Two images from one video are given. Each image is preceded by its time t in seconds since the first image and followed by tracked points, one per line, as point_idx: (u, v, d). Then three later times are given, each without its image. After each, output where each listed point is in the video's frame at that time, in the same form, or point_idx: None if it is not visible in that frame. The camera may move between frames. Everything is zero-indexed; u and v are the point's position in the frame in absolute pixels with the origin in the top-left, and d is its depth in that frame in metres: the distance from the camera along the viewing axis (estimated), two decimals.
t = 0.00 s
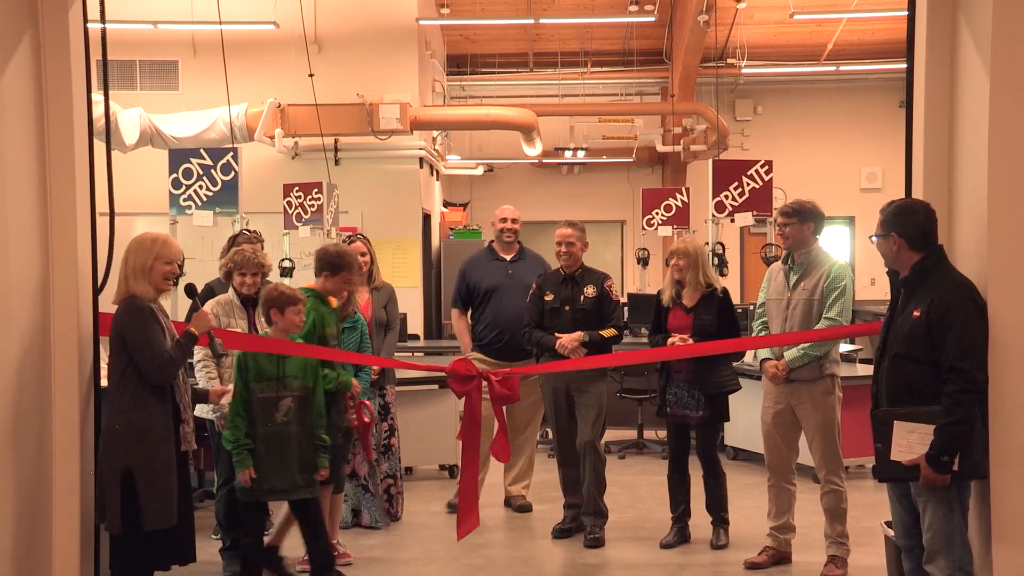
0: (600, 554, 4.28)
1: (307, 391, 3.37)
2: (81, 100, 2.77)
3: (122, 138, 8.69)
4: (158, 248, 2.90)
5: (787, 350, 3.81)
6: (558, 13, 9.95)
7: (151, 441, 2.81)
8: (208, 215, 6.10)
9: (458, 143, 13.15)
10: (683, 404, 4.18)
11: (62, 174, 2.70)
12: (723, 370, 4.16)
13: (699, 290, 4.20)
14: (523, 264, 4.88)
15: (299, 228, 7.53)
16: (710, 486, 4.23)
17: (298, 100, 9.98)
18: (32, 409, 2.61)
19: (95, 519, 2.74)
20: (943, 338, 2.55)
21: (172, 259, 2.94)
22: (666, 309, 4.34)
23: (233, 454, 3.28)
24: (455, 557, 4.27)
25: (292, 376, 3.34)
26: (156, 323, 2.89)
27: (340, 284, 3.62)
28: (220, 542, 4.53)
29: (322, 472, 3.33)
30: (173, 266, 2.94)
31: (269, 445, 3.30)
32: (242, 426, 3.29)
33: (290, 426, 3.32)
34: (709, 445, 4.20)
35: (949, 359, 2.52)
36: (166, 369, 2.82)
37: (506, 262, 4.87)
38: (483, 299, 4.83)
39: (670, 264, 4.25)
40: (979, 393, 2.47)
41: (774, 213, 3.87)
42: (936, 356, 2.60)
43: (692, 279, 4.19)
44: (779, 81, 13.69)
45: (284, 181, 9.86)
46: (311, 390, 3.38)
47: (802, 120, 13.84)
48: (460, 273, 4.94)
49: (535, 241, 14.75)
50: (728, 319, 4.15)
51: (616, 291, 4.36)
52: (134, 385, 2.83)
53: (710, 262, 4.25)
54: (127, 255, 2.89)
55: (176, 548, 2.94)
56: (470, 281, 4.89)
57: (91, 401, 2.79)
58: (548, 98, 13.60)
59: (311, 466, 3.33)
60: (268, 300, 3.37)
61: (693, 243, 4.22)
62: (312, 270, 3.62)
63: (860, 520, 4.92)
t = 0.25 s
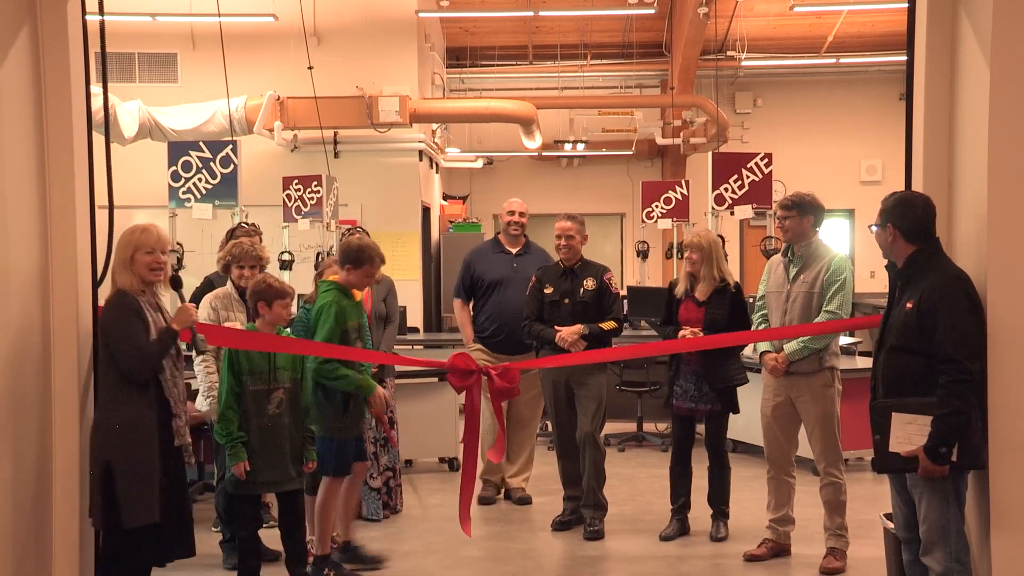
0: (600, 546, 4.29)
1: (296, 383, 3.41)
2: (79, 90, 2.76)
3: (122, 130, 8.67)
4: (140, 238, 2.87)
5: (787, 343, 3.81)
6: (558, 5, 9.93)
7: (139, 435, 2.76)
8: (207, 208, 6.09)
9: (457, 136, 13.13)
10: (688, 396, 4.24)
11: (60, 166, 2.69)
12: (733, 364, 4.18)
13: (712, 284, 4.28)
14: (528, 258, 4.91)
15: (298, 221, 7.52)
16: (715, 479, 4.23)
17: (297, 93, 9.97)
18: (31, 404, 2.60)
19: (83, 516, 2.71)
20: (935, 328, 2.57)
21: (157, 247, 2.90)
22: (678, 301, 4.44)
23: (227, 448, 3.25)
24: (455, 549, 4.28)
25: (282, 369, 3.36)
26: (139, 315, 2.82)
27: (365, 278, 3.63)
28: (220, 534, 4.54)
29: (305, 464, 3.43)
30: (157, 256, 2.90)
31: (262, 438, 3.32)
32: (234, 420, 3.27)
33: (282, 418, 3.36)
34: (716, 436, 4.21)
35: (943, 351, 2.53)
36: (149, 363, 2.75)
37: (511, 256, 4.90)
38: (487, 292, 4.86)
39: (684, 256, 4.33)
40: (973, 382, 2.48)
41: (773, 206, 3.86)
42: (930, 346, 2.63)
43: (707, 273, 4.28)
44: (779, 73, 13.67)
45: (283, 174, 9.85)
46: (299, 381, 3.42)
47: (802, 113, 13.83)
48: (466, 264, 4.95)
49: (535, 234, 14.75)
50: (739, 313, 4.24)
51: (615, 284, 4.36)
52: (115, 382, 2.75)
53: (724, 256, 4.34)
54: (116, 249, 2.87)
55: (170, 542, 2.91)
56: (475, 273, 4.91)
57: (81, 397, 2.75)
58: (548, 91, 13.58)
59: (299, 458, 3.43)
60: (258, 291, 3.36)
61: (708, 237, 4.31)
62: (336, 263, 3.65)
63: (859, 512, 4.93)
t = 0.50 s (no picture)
0: (599, 536, 4.29)
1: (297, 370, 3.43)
2: (78, 80, 2.78)
3: (122, 121, 8.55)
4: (121, 228, 2.72)
5: (786, 334, 3.81)
6: None
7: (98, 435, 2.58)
8: (207, 199, 6.08)
9: (456, 127, 13.11)
10: (693, 386, 4.24)
11: (59, 160, 2.72)
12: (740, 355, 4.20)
13: (723, 276, 4.27)
14: (527, 248, 4.88)
15: (297, 211, 7.51)
16: (716, 468, 4.26)
17: (295, 83, 9.95)
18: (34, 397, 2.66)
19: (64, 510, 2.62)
20: (931, 318, 2.56)
21: (137, 237, 2.73)
22: (687, 292, 4.44)
23: (231, 439, 3.25)
24: (455, 540, 4.28)
25: (282, 359, 3.38)
26: (107, 308, 2.64)
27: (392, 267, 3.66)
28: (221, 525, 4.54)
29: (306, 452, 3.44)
30: (137, 246, 2.73)
31: (265, 427, 3.34)
32: (237, 410, 3.28)
33: (283, 407, 3.38)
34: (720, 426, 4.22)
35: (934, 341, 2.53)
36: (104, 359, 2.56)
37: (510, 246, 4.88)
38: (485, 283, 4.87)
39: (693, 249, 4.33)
40: (964, 371, 2.47)
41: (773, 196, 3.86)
42: (925, 336, 2.62)
43: (718, 266, 4.27)
44: (779, 64, 13.65)
45: (282, 165, 9.84)
46: (298, 369, 3.45)
47: (801, 103, 13.82)
48: (465, 253, 4.97)
49: (534, 225, 14.74)
50: (746, 304, 4.27)
51: (615, 274, 4.37)
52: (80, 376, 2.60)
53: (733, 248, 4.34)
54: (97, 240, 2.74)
55: (148, 551, 2.72)
56: (473, 263, 4.91)
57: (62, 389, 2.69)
58: (548, 82, 13.56)
59: (298, 449, 3.44)
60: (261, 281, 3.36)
61: (717, 229, 4.31)
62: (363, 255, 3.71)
63: (858, 503, 4.94)
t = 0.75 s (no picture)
0: (599, 529, 4.30)
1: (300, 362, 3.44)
2: (77, 73, 2.88)
3: (121, 114, 8.58)
4: (107, 221, 2.74)
5: (787, 326, 3.81)
6: None
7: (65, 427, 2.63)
8: (207, 192, 6.08)
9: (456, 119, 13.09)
10: (696, 379, 4.24)
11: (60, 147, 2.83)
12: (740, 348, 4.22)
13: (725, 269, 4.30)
14: (521, 242, 4.86)
15: (297, 204, 7.51)
16: (716, 460, 4.27)
17: (295, 75, 9.94)
18: (35, 380, 2.78)
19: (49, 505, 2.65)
20: (931, 310, 2.57)
21: (123, 232, 2.75)
22: (687, 285, 4.44)
23: (238, 432, 3.26)
24: (455, 532, 4.29)
25: (285, 350, 3.39)
26: (84, 302, 2.68)
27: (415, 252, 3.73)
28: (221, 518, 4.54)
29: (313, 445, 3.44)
30: (122, 240, 2.75)
31: (271, 418, 3.34)
32: (243, 404, 3.28)
33: (288, 398, 3.39)
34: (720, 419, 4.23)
35: (935, 333, 2.53)
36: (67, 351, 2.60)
37: (504, 240, 4.86)
38: (479, 276, 4.85)
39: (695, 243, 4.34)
40: (964, 364, 2.48)
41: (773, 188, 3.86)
42: (925, 328, 2.62)
43: (719, 259, 4.30)
44: (779, 56, 13.62)
45: (282, 158, 9.84)
46: (301, 361, 3.46)
47: (802, 96, 13.80)
48: (458, 248, 4.95)
49: (535, 218, 14.73)
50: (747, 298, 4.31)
51: (615, 267, 4.36)
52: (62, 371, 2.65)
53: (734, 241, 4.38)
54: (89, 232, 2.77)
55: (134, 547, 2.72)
56: (467, 257, 4.91)
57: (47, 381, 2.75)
58: (548, 74, 13.54)
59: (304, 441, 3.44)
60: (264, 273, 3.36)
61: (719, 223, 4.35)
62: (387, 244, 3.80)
63: (858, 495, 4.95)
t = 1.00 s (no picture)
0: (599, 520, 4.31)
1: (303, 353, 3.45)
2: (77, 68, 2.90)
3: (121, 106, 8.56)
4: (113, 212, 2.79)
5: (787, 318, 3.81)
6: None
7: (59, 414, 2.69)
8: (207, 183, 6.08)
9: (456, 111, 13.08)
10: (692, 370, 4.27)
11: (60, 143, 2.84)
12: (734, 339, 4.24)
13: (720, 259, 4.31)
14: (504, 233, 4.92)
15: (297, 196, 7.51)
16: (714, 451, 4.27)
17: (294, 67, 9.92)
18: (35, 370, 2.79)
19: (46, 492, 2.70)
20: (933, 302, 2.57)
21: (127, 223, 2.78)
22: (681, 277, 4.46)
23: (242, 423, 3.25)
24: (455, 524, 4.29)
25: (288, 342, 3.39)
26: (85, 294, 2.71)
27: (433, 242, 3.80)
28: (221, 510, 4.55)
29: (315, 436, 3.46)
30: (125, 230, 2.78)
31: (275, 409, 3.35)
32: (247, 396, 3.28)
33: (292, 389, 3.39)
34: (714, 411, 4.25)
35: (937, 323, 2.53)
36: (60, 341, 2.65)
37: (488, 231, 4.91)
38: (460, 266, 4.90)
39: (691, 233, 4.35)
40: (967, 354, 2.48)
41: (773, 180, 3.86)
42: (928, 319, 2.62)
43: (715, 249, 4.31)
44: (779, 48, 13.60)
45: (282, 150, 9.83)
46: (304, 352, 3.46)
47: (801, 88, 13.78)
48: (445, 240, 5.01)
49: (535, 210, 14.72)
50: (742, 290, 4.30)
51: (615, 259, 4.36)
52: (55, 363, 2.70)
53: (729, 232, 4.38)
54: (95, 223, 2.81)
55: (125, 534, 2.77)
56: (450, 249, 4.95)
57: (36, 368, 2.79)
58: (548, 66, 13.52)
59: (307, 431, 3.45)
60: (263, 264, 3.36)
61: (714, 213, 4.34)
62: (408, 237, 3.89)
63: (857, 487, 4.96)
